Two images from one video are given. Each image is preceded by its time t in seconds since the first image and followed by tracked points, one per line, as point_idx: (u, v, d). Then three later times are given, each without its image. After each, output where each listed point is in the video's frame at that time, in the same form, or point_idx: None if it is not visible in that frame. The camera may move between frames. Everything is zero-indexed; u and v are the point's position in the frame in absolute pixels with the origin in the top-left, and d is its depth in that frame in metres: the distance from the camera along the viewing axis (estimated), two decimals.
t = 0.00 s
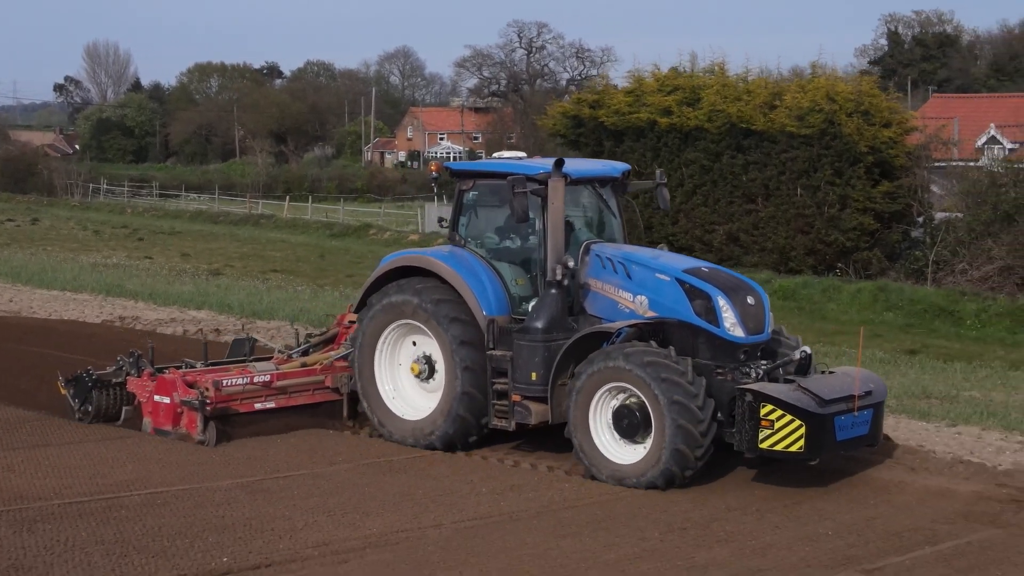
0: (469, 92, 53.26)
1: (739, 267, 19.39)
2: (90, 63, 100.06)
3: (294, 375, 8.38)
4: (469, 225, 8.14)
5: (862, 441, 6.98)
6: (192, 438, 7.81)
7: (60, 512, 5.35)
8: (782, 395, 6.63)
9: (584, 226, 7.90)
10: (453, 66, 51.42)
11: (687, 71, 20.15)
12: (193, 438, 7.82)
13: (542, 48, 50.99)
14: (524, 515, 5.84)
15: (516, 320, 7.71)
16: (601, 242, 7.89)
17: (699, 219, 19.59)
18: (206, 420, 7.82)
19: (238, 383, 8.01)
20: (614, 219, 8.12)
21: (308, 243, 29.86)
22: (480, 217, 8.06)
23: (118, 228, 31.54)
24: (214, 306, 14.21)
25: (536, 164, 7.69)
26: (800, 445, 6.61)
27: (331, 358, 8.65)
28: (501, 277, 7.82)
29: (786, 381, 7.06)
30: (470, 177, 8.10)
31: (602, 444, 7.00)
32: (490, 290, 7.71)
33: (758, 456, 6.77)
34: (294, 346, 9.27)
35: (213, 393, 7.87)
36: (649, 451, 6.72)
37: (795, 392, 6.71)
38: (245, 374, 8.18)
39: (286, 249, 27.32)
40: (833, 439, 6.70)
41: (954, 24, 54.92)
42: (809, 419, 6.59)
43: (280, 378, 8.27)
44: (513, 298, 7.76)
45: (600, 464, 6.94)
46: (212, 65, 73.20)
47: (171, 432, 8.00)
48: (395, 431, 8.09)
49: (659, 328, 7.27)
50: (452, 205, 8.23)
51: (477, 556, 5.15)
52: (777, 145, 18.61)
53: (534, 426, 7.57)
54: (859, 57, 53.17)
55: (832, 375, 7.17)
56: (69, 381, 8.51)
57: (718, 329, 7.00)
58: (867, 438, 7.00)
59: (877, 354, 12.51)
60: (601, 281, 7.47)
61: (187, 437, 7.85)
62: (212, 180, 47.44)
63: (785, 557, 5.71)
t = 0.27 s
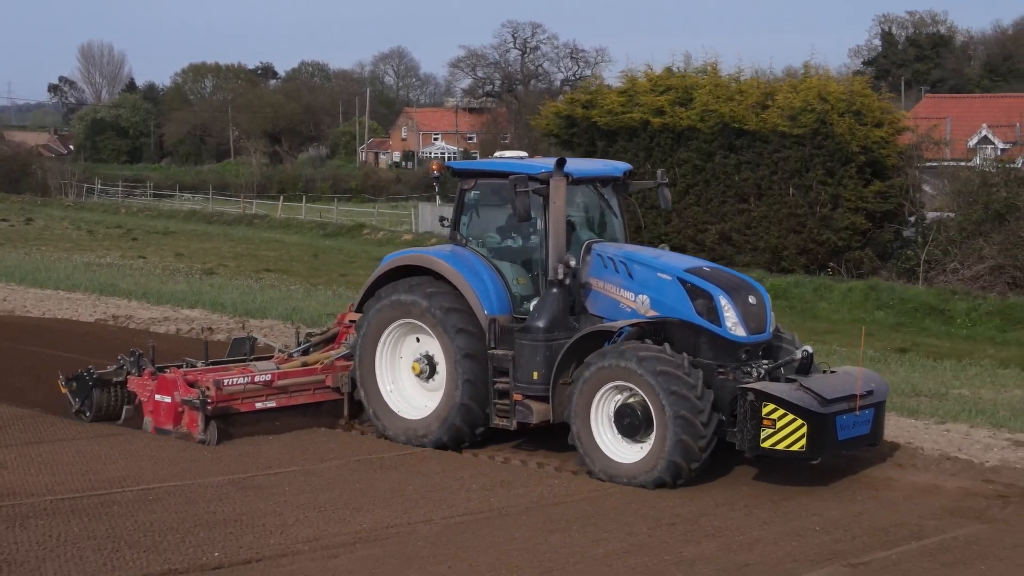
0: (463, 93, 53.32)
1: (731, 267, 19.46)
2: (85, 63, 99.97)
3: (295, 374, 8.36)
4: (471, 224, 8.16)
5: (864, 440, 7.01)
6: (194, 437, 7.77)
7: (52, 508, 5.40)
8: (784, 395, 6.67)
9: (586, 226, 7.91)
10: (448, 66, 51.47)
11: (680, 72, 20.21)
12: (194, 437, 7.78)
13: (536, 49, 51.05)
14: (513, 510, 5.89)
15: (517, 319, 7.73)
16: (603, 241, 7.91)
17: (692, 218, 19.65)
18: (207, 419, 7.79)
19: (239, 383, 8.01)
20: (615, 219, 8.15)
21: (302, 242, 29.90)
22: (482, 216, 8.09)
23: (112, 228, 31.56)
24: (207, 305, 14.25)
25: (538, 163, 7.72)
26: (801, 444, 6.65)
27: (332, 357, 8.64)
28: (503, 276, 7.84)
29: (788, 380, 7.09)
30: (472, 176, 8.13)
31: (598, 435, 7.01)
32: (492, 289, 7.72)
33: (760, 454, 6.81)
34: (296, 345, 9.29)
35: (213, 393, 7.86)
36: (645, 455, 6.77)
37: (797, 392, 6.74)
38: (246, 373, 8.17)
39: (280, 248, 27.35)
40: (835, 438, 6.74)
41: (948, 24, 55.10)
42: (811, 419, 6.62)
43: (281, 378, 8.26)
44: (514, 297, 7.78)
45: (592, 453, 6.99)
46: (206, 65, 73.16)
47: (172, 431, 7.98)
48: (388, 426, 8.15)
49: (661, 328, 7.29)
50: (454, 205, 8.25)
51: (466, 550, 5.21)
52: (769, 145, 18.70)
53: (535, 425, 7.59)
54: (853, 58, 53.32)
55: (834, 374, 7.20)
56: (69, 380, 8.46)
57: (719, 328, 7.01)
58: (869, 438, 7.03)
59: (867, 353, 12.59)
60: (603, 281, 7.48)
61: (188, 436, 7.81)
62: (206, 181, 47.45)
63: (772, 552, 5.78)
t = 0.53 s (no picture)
0: (457, 93, 53.36)
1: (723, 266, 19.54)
2: (79, 63, 99.87)
3: (295, 374, 8.37)
4: (472, 224, 8.20)
5: (866, 440, 7.05)
6: (195, 436, 7.78)
7: (44, 504, 5.45)
8: (787, 395, 6.70)
9: (587, 226, 7.93)
10: (441, 66, 51.51)
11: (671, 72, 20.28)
12: (196, 437, 7.81)
13: (530, 49, 51.10)
14: (501, 506, 5.96)
15: (519, 319, 7.77)
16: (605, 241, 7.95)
17: (683, 218, 19.71)
18: (209, 419, 7.80)
19: (240, 382, 8.03)
20: (617, 218, 8.19)
21: (295, 242, 29.95)
22: (483, 216, 8.13)
23: (105, 228, 31.58)
24: (199, 303, 14.29)
25: (539, 163, 7.76)
26: (803, 444, 6.69)
27: (334, 356, 8.66)
28: (505, 276, 7.87)
29: (790, 380, 7.12)
30: (474, 176, 8.17)
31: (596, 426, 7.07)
32: (494, 289, 7.75)
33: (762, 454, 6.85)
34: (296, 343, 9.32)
35: (215, 392, 7.88)
36: (636, 458, 6.86)
37: (799, 392, 6.76)
38: (247, 372, 8.18)
39: (273, 248, 27.38)
40: (836, 438, 6.77)
41: (941, 24, 55.27)
42: (813, 419, 6.66)
43: (282, 377, 8.28)
44: (516, 297, 7.82)
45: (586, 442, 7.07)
46: (200, 65, 73.11)
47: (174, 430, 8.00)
48: (383, 420, 8.23)
49: (662, 328, 7.33)
50: (455, 205, 8.30)
51: (453, 544, 5.28)
52: (760, 145, 18.78)
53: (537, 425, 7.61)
54: (846, 58, 53.45)
55: (836, 374, 7.23)
56: (70, 379, 8.47)
57: (720, 328, 7.06)
58: (870, 437, 7.06)
59: (856, 352, 12.68)
60: (605, 281, 7.52)
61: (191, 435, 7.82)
62: (200, 181, 47.44)
63: (757, 547, 5.85)
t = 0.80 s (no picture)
0: (451, 93, 53.41)
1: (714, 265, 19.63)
2: (72, 63, 99.76)
3: (296, 373, 8.40)
4: (472, 224, 8.21)
5: (866, 439, 7.07)
6: (196, 435, 7.77)
7: (36, 500, 5.51)
8: (788, 393, 6.72)
9: (588, 225, 7.90)
10: (435, 66, 51.56)
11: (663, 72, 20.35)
12: (197, 436, 7.79)
13: (523, 49, 51.16)
14: (489, 502, 6.02)
15: (520, 318, 7.77)
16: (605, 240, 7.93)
17: (674, 217, 19.78)
18: (209, 418, 7.78)
19: (241, 382, 8.05)
20: (617, 217, 8.18)
21: (288, 241, 30.00)
22: (483, 216, 8.13)
23: (98, 227, 31.60)
24: (192, 302, 14.34)
25: (540, 162, 7.77)
26: (804, 443, 6.70)
27: (334, 356, 8.71)
28: (505, 276, 7.87)
29: (790, 378, 7.13)
30: (474, 175, 8.19)
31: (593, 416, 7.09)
32: (494, 289, 7.75)
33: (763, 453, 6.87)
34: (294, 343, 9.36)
35: (216, 392, 7.89)
36: (625, 456, 6.94)
37: (800, 390, 6.78)
38: (247, 372, 8.20)
39: (266, 247, 27.42)
40: (837, 437, 6.78)
41: (934, 24, 55.42)
42: (813, 417, 6.67)
43: (283, 377, 8.31)
44: (516, 297, 7.81)
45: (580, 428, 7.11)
46: (194, 65, 73.07)
47: (175, 430, 7.99)
48: (377, 413, 8.27)
49: (663, 328, 7.33)
50: (455, 204, 8.30)
51: (441, 540, 5.34)
52: (752, 144, 18.88)
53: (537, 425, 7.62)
54: (839, 58, 53.59)
55: (836, 373, 7.25)
56: (71, 379, 8.45)
57: (722, 327, 7.04)
58: (870, 436, 7.08)
59: (845, 350, 12.77)
60: (605, 280, 7.50)
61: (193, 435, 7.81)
62: (193, 180, 47.47)
63: (743, 542, 5.92)
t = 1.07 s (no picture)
0: (446, 92, 53.46)
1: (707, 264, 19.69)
2: (67, 62, 99.66)
3: (296, 373, 8.38)
4: (473, 223, 8.24)
5: (867, 437, 7.08)
6: (197, 434, 7.76)
7: (28, 497, 5.56)
8: (789, 391, 6.74)
9: (589, 226, 7.93)
10: (430, 66, 51.61)
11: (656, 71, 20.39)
12: (198, 436, 7.80)
13: (518, 48, 51.22)
14: (479, 498, 6.08)
15: (520, 318, 7.79)
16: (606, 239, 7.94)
17: (667, 218, 19.85)
18: (209, 419, 7.78)
19: (241, 381, 8.03)
20: (617, 217, 8.18)
21: (282, 240, 30.03)
22: (484, 215, 8.17)
23: (93, 227, 31.60)
24: (185, 301, 14.38)
25: (541, 162, 7.79)
26: (806, 441, 6.72)
27: (335, 356, 8.71)
28: (506, 276, 7.90)
29: (791, 377, 7.16)
30: (475, 175, 8.22)
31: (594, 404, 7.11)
32: (495, 288, 7.78)
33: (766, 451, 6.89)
34: (296, 343, 9.38)
35: (216, 392, 7.88)
36: (617, 452, 7.02)
37: (801, 389, 6.80)
38: (248, 371, 8.17)
39: (260, 246, 27.43)
40: (839, 435, 6.81)
41: (928, 24, 55.54)
42: (815, 415, 6.69)
43: (284, 377, 8.29)
44: (517, 296, 7.84)
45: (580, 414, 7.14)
46: (189, 65, 73.02)
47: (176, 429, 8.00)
48: (374, 406, 8.34)
49: (663, 326, 7.36)
50: (456, 204, 8.33)
51: (430, 536, 5.39)
52: (745, 143, 18.96)
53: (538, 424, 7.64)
54: (834, 57, 53.72)
55: (837, 372, 7.27)
56: (72, 378, 8.48)
57: (723, 326, 7.07)
58: (872, 434, 7.09)
59: (835, 348, 12.85)
60: (606, 279, 7.56)
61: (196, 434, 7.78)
62: (188, 180, 47.49)
63: (730, 537, 5.98)
